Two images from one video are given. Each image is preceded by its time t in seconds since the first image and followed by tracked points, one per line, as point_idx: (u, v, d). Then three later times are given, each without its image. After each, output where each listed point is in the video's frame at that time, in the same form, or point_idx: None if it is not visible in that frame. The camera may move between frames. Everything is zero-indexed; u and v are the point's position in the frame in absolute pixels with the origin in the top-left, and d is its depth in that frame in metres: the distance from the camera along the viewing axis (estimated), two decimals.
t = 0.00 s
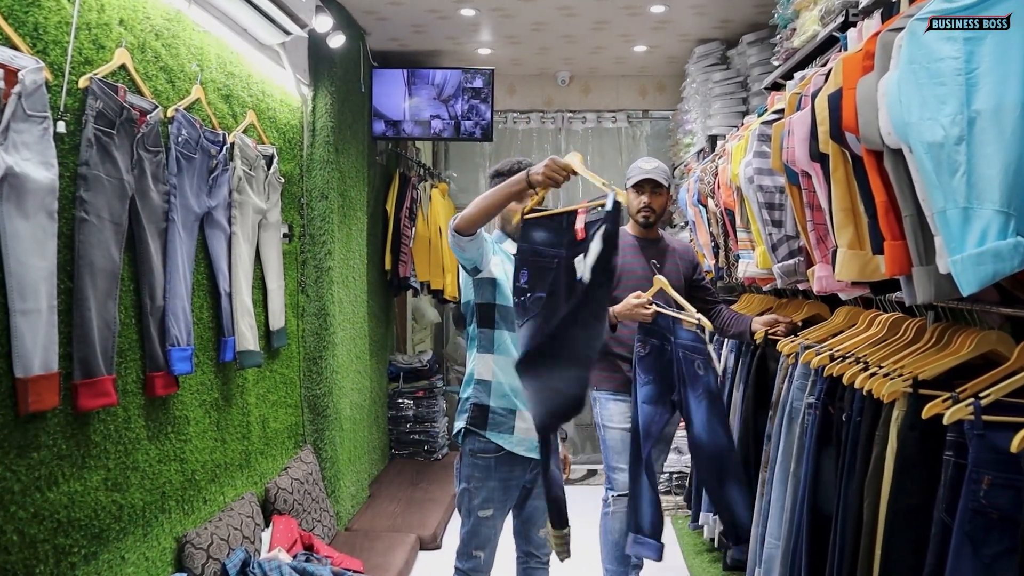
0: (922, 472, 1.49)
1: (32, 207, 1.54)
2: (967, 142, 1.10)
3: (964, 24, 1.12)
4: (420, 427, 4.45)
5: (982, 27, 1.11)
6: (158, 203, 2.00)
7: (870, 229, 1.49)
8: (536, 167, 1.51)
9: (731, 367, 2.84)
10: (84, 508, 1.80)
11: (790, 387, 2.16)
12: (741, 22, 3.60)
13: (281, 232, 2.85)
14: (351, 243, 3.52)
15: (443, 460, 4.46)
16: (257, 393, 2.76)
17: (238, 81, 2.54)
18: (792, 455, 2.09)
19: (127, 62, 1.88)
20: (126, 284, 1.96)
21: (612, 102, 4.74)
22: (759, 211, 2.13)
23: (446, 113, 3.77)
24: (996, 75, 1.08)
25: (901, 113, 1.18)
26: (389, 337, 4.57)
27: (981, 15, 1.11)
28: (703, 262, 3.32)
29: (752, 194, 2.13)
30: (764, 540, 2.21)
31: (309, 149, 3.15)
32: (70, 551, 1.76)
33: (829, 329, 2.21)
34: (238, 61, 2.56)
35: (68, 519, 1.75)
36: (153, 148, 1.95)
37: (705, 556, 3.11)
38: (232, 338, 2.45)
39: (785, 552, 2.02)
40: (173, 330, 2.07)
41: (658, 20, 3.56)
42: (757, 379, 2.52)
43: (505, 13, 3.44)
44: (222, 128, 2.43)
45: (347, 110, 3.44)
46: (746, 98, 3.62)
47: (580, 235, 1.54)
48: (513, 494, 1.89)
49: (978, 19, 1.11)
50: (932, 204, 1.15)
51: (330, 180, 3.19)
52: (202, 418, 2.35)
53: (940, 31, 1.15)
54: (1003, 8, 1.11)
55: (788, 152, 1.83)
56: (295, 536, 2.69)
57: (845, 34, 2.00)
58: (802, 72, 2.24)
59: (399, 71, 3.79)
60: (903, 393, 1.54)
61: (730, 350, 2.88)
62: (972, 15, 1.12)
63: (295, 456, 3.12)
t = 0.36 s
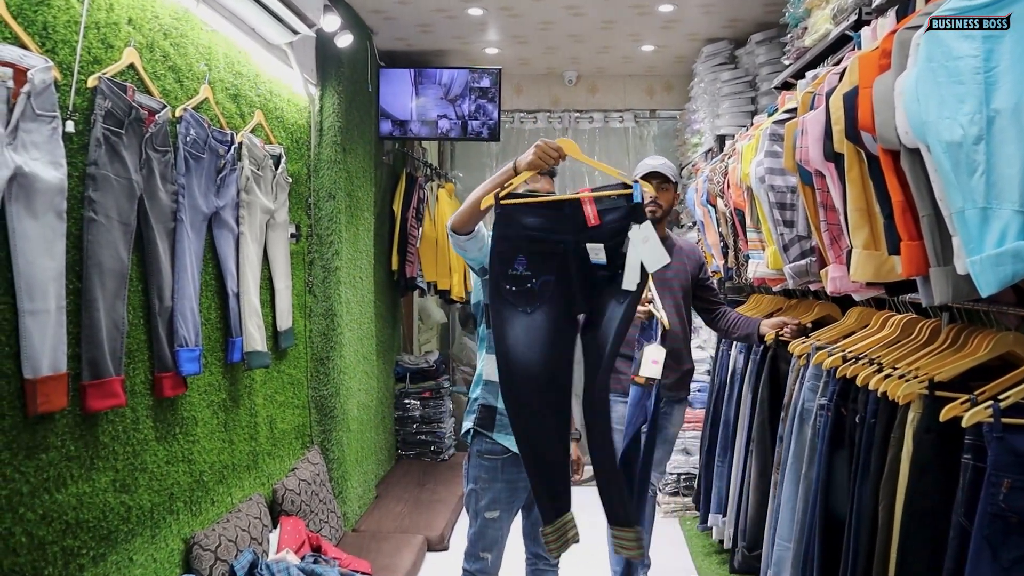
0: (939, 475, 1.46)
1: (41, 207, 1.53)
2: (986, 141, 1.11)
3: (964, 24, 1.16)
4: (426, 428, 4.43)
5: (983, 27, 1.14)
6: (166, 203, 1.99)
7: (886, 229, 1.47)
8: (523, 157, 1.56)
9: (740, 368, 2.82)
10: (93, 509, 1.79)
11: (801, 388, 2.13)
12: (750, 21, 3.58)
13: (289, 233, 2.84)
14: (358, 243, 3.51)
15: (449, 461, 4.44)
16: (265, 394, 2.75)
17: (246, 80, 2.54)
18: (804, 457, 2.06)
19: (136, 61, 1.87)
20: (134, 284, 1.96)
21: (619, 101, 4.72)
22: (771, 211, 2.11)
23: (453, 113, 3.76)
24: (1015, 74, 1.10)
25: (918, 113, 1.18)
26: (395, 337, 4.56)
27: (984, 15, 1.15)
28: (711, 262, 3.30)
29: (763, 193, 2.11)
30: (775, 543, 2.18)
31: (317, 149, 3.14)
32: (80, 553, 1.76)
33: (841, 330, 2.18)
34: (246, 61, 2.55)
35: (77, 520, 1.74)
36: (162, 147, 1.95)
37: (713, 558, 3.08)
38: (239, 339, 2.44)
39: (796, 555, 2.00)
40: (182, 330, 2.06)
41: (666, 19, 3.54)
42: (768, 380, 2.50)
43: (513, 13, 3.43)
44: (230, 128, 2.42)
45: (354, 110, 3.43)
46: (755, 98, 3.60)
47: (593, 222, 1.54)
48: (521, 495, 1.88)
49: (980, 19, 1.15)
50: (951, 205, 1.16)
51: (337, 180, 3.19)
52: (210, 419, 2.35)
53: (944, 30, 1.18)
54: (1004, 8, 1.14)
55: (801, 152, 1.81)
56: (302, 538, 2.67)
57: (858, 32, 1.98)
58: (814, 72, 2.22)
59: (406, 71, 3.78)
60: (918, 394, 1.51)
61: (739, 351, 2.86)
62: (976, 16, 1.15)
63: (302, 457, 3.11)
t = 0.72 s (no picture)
0: (948, 476, 1.44)
1: (46, 207, 1.53)
2: (996, 140, 1.10)
3: (964, 24, 1.16)
4: (431, 428, 4.43)
5: (983, 27, 1.15)
6: (171, 203, 1.99)
7: (893, 228, 1.45)
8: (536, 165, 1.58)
9: (745, 368, 2.81)
10: (98, 509, 1.80)
11: (807, 388, 2.12)
12: (756, 20, 3.56)
13: (294, 232, 2.84)
14: (363, 242, 3.51)
15: (454, 461, 4.43)
16: (270, 393, 2.75)
17: (251, 80, 2.54)
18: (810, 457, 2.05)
19: (141, 60, 1.87)
20: (140, 283, 1.96)
21: (624, 101, 4.70)
22: (777, 211, 2.10)
23: (458, 113, 3.75)
24: None
25: (926, 112, 1.17)
26: (400, 337, 4.56)
27: (984, 15, 1.15)
28: (716, 262, 3.29)
29: (769, 193, 2.10)
30: (781, 543, 2.17)
31: (322, 148, 3.14)
32: (85, 552, 1.76)
33: (847, 330, 2.17)
34: (251, 60, 2.55)
35: (82, 520, 1.74)
36: (167, 147, 1.95)
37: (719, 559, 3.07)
38: (244, 339, 2.44)
39: (803, 556, 1.98)
40: (187, 330, 2.06)
41: (671, 18, 3.52)
42: (774, 380, 2.49)
43: (518, 12, 3.42)
44: (235, 128, 2.42)
45: (359, 110, 3.43)
46: (761, 97, 3.59)
47: (586, 238, 1.60)
48: (527, 495, 1.87)
49: (980, 19, 1.15)
50: (959, 204, 1.14)
51: (342, 179, 3.19)
52: (215, 419, 2.35)
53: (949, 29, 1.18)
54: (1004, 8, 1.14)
55: (808, 151, 1.80)
56: (307, 538, 2.67)
57: (865, 31, 1.96)
58: (820, 71, 2.21)
59: (411, 71, 3.78)
60: (926, 395, 1.50)
61: (745, 351, 2.85)
62: (973, 16, 1.15)
63: (307, 456, 3.11)
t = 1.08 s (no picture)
0: (953, 477, 1.44)
1: (55, 208, 1.54)
2: (999, 142, 1.11)
3: (965, 24, 1.16)
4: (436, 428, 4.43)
5: (983, 26, 1.15)
6: (179, 204, 2.00)
7: (897, 229, 1.45)
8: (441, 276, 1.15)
9: (751, 369, 2.80)
10: (107, 508, 1.81)
11: (812, 389, 2.12)
12: (761, 21, 3.56)
13: (300, 233, 2.85)
14: (368, 243, 3.51)
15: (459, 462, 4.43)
16: (276, 393, 2.77)
17: (258, 82, 2.55)
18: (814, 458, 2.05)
19: (149, 62, 1.89)
20: (148, 283, 1.97)
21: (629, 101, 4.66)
22: (782, 212, 2.10)
23: (464, 114, 3.76)
24: None
25: (931, 113, 1.18)
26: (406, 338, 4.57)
27: (983, 13, 1.15)
28: (722, 263, 3.28)
29: (775, 194, 2.09)
30: (785, 544, 2.16)
31: (328, 150, 3.16)
32: (93, 551, 1.77)
33: (852, 331, 2.16)
34: (258, 62, 2.57)
35: (90, 519, 1.75)
36: (175, 148, 1.96)
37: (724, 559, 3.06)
38: (251, 339, 2.46)
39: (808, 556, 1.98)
40: (194, 330, 2.07)
41: (676, 19, 3.52)
42: (779, 380, 2.49)
43: (523, 13, 3.43)
44: (242, 129, 2.43)
45: (365, 111, 3.44)
46: (766, 98, 3.58)
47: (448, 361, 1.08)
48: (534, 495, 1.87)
49: (979, 19, 1.15)
50: (963, 205, 1.15)
51: (348, 180, 3.20)
52: (222, 419, 2.36)
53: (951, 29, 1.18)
54: (1004, 7, 1.14)
55: (813, 152, 1.80)
56: (313, 537, 2.68)
57: (871, 32, 1.96)
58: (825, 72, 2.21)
59: (416, 72, 3.79)
60: (931, 395, 1.50)
61: (750, 352, 2.84)
62: (974, 15, 1.15)
63: (313, 456, 3.13)
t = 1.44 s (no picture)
0: (951, 475, 1.45)
1: (65, 209, 1.57)
2: (995, 143, 1.12)
3: (965, 25, 1.17)
4: (441, 427, 4.45)
5: (983, 26, 1.16)
6: (186, 205, 2.03)
7: (896, 230, 1.46)
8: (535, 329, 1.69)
9: (753, 369, 2.81)
10: (115, 505, 1.83)
11: (814, 388, 2.13)
12: (764, 22, 3.57)
13: (306, 234, 2.87)
14: (373, 243, 3.54)
15: (464, 461, 4.45)
16: (282, 392, 2.79)
17: (264, 84, 2.58)
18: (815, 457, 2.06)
19: (156, 65, 1.91)
20: (155, 283, 2.00)
21: (634, 102, 4.73)
22: (784, 213, 2.11)
23: (468, 115, 3.78)
24: None
25: (928, 115, 1.19)
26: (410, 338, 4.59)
27: (983, 15, 1.16)
28: (725, 263, 3.29)
29: (776, 195, 2.11)
30: (786, 542, 2.17)
31: (333, 151, 3.18)
32: (102, 548, 1.80)
33: (852, 331, 2.16)
34: (264, 64, 2.59)
35: (99, 516, 1.78)
36: (181, 150, 1.99)
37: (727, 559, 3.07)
38: (257, 338, 2.48)
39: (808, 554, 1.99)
40: (200, 329, 2.10)
41: (680, 20, 3.53)
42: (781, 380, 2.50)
43: (528, 15, 3.45)
44: (249, 131, 2.46)
45: (370, 112, 3.47)
46: (769, 99, 3.59)
47: None
48: (537, 493, 1.89)
49: (979, 19, 1.16)
50: (961, 206, 1.16)
51: (353, 181, 3.22)
52: (228, 418, 2.38)
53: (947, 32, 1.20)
54: (1004, 7, 1.15)
55: (813, 154, 1.81)
56: (319, 535, 2.70)
57: (871, 34, 1.97)
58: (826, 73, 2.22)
59: (421, 73, 3.81)
60: (929, 394, 1.51)
61: (753, 352, 2.85)
62: (975, 16, 1.17)
63: (318, 455, 3.15)
